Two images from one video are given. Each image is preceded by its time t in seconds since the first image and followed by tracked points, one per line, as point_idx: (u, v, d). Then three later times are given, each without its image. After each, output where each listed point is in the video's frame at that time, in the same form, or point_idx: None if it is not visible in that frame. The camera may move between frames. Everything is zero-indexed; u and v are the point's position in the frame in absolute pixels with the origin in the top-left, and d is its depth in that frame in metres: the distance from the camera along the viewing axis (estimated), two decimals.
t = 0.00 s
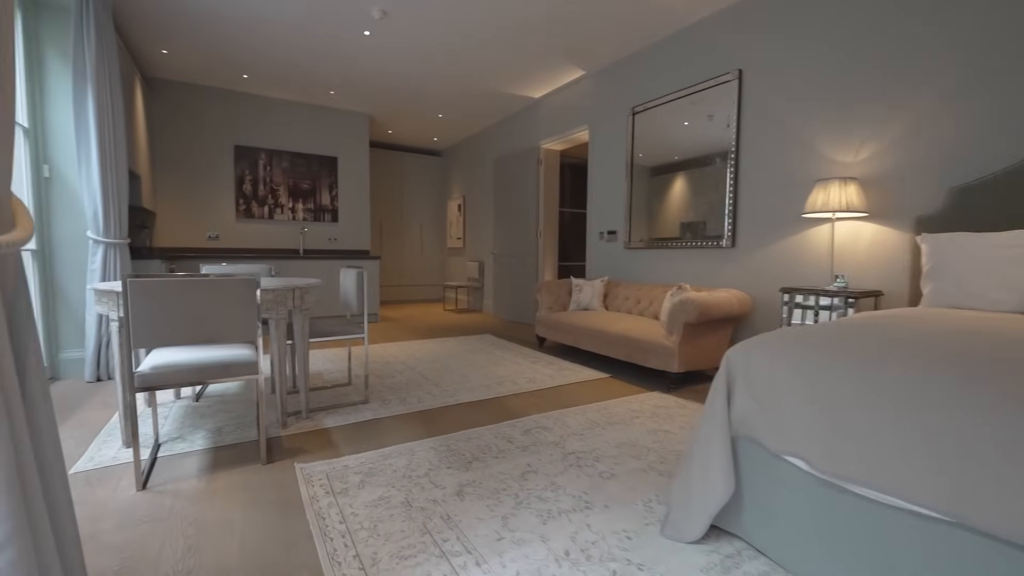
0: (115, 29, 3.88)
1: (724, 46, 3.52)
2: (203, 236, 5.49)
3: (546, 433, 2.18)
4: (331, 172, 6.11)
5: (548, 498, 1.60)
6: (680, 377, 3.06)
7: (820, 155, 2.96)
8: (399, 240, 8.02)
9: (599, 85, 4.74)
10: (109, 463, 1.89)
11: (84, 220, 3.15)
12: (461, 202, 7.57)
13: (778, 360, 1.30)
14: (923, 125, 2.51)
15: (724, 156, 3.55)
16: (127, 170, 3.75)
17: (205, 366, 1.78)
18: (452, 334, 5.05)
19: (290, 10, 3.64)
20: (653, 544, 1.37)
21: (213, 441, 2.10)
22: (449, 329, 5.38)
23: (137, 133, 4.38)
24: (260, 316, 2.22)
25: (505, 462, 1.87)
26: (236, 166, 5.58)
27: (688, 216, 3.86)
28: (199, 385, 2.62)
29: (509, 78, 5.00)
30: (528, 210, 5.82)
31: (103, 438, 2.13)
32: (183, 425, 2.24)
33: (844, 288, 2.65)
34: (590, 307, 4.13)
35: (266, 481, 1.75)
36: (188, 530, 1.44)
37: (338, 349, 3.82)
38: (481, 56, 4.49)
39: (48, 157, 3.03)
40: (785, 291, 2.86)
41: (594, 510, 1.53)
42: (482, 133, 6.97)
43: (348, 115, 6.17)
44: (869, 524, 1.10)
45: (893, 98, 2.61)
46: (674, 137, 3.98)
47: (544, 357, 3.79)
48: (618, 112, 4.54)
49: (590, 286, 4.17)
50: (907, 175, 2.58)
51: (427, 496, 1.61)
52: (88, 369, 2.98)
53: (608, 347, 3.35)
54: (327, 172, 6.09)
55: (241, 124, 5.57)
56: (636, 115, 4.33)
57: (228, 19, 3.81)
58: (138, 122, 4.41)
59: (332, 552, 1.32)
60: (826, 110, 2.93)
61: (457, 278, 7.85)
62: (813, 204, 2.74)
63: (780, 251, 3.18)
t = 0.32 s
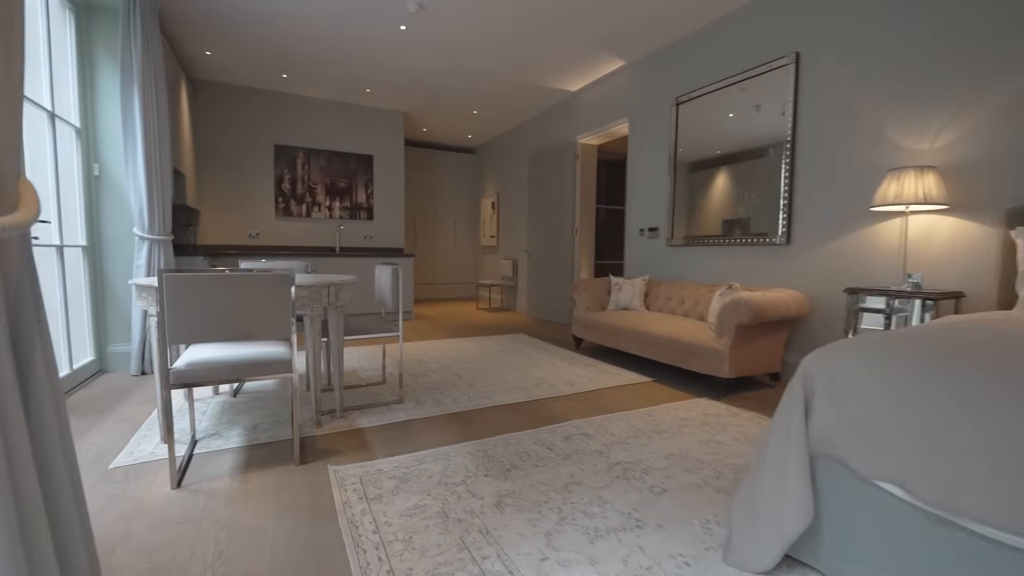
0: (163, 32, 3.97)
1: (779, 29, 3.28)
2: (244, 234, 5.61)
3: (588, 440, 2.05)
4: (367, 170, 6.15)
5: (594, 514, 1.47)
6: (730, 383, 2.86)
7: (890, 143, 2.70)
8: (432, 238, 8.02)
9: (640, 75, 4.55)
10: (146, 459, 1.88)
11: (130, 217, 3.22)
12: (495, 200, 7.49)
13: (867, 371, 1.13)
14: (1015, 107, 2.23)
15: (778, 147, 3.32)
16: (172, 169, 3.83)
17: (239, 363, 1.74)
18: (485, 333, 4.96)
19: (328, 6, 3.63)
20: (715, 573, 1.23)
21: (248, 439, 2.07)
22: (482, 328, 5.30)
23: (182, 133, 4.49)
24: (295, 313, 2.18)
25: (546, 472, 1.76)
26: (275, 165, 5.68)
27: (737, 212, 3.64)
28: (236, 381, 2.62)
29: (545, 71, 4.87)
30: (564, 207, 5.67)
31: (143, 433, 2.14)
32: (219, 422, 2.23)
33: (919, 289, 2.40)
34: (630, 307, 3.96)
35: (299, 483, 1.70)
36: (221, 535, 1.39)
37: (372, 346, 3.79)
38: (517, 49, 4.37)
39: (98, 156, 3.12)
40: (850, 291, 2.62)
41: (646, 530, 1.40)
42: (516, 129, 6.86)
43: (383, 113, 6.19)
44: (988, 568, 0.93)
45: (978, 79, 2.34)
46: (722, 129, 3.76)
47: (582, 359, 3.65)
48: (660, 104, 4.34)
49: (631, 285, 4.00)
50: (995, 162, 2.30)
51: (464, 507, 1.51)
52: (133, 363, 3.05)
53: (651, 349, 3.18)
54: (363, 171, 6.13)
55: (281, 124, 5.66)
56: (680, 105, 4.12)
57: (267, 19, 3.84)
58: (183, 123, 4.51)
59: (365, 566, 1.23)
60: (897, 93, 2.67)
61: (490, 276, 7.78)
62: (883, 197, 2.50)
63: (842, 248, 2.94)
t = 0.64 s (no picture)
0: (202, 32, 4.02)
1: (840, 6, 3.01)
2: (280, 232, 5.68)
3: (631, 453, 1.89)
4: (400, 168, 6.13)
5: (642, 540, 1.32)
6: (785, 391, 2.63)
7: (973, 128, 2.42)
8: (464, 237, 7.96)
9: (683, 63, 4.31)
10: (174, 459, 1.85)
11: (169, 214, 3.25)
12: (528, 197, 7.36)
13: (979, 384, 0.92)
14: None
15: (838, 135, 3.05)
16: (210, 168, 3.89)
17: (265, 363, 1.67)
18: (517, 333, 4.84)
19: (361, 1, 3.57)
20: None
21: (275, 440, 2.02)
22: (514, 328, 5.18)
23: (221, 133, 4.57)
24: (323, 311, 2.11)
25: (586, 488, 1.61)
26: (311, 164, 5.73)
27: (790, 207, 3.37)
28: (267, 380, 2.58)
29: (581, 63, 4.69)
30: (600, 204, 5.48)
31: (173, 431, 2.12)
32: (248, 422, 2.19)
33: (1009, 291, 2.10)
34: (671, 308, 3.75)
35: (324, 491, 1.62)
36: (241, 546, 1.31)
37: (403, 346, 3.72)
38: (553, 40, 4.22)
39: (139, 155, 3.18)
40: (926, 291, 2.34)
41: (702, 562, 1.23)
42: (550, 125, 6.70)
43: (416, 111, 6.16)
44: None
45: None
46: (774, 119, 3.50)
47: (619, 362, 3.47)
48: (704, 93, 4.10)
49: (672, 285, 3.79)
50: None
51: (497, 525, 1.39)
52: (170, 359, 3.08)
53: (696, 354, 2.98)
54: (396, 169, 6.11)
55: (316, 123, 5.70)
56: (726, 94, 3.87)
57: (304, 17, 3.83)
58: (222, 123, 4.58)
59: None
60: (983, 71, 2.38)
61: (522, 275, 7.65)
62: (966, 186, 2.23)
63: (914, 245, 2.66)
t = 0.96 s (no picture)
0: (226, 31, 4.01)
1: None
2: (304, 232, 5.69)
3: (666, 472, 1.73)
4: (424, 167, 6.06)
5: None
6: (835, 405, 2.41)
7: None
8: (489, 237, 7.86)
9: (719, 52, 4.08)
10: (183, 465, 1.78)
11: (190, 213, 3.24)
12: (553, 196, 7.20)
13: None
14: None
15: (893, 125, 2.78)
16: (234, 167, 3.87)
17: (273, 369, 1.57)
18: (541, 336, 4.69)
19: None
20: None
21: (288, 448, 1.93)
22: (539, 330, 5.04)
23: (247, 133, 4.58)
24: (338, 312, 2.01)
25: (617, 512, 1.46)
26: (335, 163, 5.72)
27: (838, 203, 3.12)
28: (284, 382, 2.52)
29: (610, 55, 4.51)
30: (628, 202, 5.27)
31: (187, 435, 2.06)
32: (261, 427, 2.11)
33: None
34: (705, 311, 3.54)
35: (333, 506, 1.51)
36: (240, 568, 1.21)
37: (425, 347, 3.63)
38: (581, 32, 4.05)
39: (162, 154, 3.17)
40: (999, 297, 2.09)
41: None
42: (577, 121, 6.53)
43: (440, 109, 6.07)
44: None
45: None
46: (822, 109, 3.25)
47: (650, 368, 3.29)
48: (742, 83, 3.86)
49: (706, 286, 3.57)
50: None
51: (519, 554, 1.25)
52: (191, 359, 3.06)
53: (734, 361, 2.78)
54: (420, 168, 6.04)
55: (341, 122, 5.68)
56: (766, 83, 3.64)
57: (327, 13, 3.77)
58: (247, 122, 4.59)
59: None
60: None
61: (547, 275, 7.50)
62: None
63: (985, 244, 2.39)
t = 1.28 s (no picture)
0: (233, 26, 3.93)
1: None
2: (314, 231, 5.62)
3: (692, 495, 1.58)
4: (435, 165, 5.95)
5: None
6: (873, 419, 2.22)
7: None
8: (501, 237, 7.73)
9: (742, 43, 3.88)
10: (173, 479, 1.68)
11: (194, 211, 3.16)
12: (567, 195, 7.04)
13: None
14: None
15: (935, 116, 2.58)
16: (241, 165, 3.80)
17: (263, 379, 1.45)
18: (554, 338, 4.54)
19: None
20: None
21: (284, 460, 1.81)
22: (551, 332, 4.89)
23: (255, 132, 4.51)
24: (338, 316, 1.89)
25: (638, 542, 1.31)
26: (345, 162, 5.64)
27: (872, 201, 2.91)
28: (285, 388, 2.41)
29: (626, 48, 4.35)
30: (644, 200, 5.10)
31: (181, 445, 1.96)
32: (258, 437, 2.00)
33: None
34: (727, 315, 3.37)
35: (327, 530, 1.38)
36: None
37: (433, 351, 3.51)
38: (597, 25, 3.90)
39: (166, 152, 3.10)
40: None
41: None
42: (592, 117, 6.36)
43: (452, 106, 5.95)
44: None
45: None
46: (854, 101, 3.04)
47: (669, 375, 3.12)
48: (767, 74, 3.67)
49: (729, 289, 3.40)
50: None
51: None
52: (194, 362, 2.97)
53: (761, 370, 2.61)
54: (430, 166, 5.93)
55: (351, 120, 5.60)
56: (793, 74, 3.44)
57: (335, 7, 3.67)
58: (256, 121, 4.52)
59: None
60: None
61: (560, 276, 7.34)
62: None
63: None
